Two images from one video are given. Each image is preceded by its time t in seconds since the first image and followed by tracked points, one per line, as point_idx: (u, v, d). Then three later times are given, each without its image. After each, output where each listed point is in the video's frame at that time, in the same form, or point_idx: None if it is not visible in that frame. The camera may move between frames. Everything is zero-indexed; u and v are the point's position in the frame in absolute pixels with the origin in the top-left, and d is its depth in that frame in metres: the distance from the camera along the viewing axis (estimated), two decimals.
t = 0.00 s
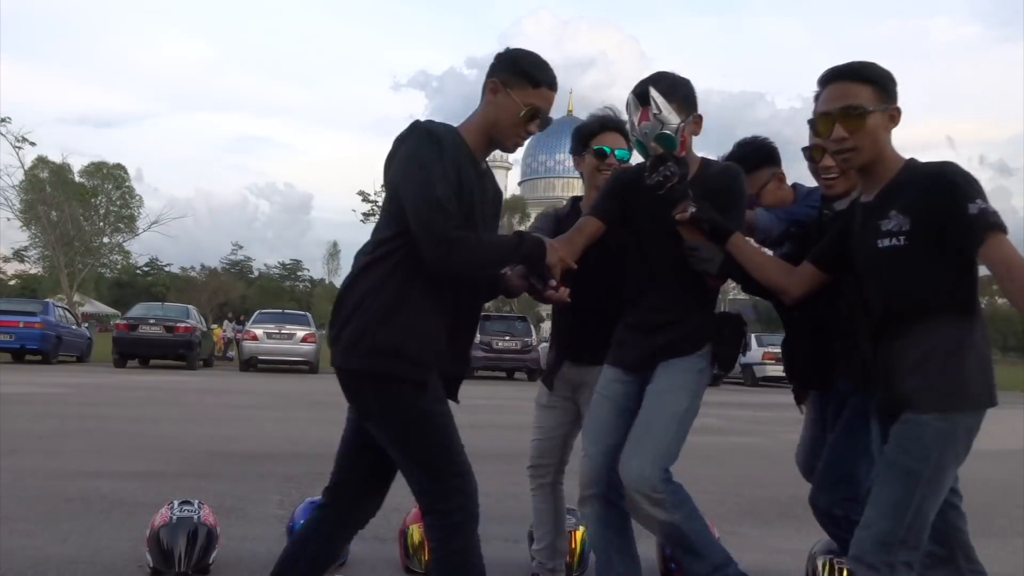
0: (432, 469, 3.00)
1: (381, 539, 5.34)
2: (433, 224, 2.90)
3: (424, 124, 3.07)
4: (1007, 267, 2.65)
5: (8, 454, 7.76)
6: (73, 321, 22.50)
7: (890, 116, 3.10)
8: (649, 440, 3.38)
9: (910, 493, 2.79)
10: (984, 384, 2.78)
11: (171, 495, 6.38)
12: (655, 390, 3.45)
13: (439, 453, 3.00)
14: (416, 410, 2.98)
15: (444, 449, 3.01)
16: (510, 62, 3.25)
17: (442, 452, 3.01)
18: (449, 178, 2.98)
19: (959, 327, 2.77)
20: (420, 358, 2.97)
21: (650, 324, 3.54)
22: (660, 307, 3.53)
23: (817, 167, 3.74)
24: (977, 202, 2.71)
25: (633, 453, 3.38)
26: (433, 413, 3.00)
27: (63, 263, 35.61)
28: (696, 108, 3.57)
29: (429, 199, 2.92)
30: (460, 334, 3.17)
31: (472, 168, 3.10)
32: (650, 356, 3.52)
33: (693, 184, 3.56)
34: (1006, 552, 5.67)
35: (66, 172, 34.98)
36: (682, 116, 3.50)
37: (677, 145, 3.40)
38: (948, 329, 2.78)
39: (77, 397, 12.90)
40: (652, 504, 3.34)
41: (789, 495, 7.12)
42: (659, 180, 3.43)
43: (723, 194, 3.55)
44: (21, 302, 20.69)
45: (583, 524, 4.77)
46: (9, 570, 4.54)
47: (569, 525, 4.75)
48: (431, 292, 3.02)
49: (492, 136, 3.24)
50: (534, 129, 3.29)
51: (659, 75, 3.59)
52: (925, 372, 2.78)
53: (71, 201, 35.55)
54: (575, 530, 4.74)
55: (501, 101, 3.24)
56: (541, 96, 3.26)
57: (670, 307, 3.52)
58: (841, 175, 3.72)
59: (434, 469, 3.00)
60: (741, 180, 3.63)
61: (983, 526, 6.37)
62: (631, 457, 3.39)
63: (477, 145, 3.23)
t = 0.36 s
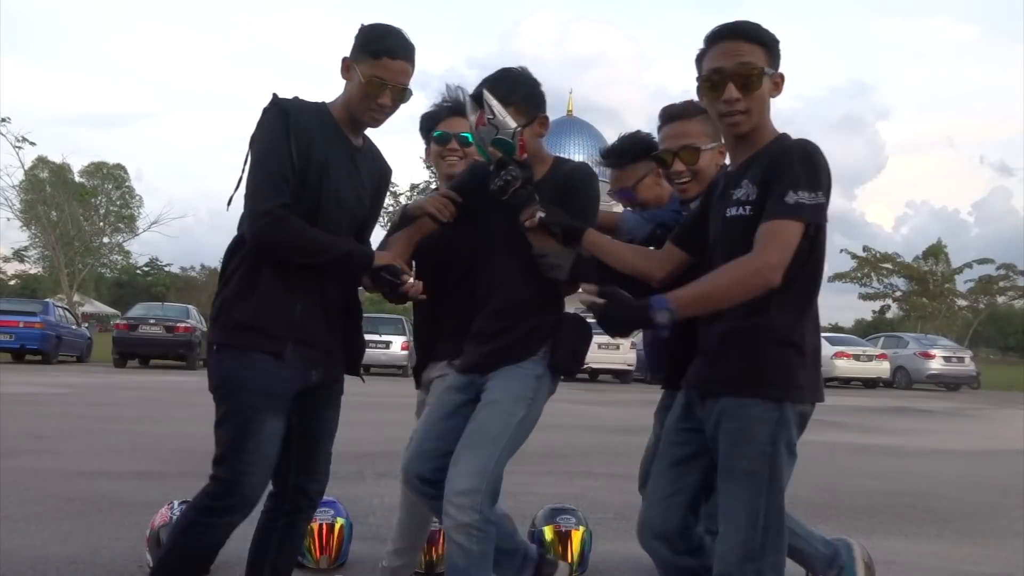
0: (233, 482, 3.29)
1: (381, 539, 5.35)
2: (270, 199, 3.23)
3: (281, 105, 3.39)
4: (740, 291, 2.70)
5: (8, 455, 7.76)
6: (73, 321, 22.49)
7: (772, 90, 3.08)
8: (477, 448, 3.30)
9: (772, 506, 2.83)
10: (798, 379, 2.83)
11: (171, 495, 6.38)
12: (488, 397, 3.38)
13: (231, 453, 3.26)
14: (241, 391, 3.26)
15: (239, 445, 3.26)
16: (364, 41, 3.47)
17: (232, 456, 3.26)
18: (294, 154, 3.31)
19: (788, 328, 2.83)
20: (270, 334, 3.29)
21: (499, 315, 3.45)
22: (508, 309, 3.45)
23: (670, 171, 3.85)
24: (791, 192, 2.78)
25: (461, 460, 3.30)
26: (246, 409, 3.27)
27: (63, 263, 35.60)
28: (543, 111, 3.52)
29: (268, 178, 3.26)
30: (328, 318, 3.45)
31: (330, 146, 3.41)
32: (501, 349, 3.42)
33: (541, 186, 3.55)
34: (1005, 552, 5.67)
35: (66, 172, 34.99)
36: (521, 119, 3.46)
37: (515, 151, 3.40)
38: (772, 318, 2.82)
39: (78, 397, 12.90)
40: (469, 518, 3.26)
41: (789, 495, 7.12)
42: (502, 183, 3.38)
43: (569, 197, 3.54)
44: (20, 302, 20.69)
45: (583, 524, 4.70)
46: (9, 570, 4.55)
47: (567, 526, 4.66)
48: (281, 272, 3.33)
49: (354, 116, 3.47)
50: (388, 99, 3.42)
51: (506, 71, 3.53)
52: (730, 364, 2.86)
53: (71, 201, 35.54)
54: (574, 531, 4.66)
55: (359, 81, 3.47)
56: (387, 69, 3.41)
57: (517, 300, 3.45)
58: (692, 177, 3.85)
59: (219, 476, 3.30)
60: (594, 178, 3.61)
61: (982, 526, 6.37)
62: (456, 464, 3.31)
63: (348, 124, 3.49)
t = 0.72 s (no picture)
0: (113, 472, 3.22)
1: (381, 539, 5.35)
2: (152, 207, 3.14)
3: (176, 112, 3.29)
4: (515, 232, 2.80)
5: (8, 455, 7.76)
6: (72, 320, 22.50)
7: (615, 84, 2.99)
8: (369, 433, 3.39)
9: (628, 505, 2.79)
10: (623, 379, 2.78)
11: (172, 495, 6.38)
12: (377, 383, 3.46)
13: (124, 452, 3.21)
14: (137, 393, 3.22)
15: (125, 444, 3.22)
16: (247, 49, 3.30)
17: (129, 458, 3.21)
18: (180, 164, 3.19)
19: (613, 327, 2.77)
20: (157, 342, 3.18)
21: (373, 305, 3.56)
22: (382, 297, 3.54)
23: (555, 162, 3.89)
24: (586, 185, 2.79)
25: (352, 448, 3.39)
26: (136, 411, 3.22)
27: (63, 263, 35.59)
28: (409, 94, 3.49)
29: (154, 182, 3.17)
30: (229, 324, 3.28)
31: (225, 150, 3.27)
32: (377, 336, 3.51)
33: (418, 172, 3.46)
34: (1005, 552, 5.67)
35: (67, 172, 34.99)
36: (388, 108, 3.40)
37: (384, 139, 3.14)
38: (577, 312, 2.78)
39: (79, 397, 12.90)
40: (372, 500, 3.35)
41: (788, 495, 7.12)
42: (373, 176, 3.12)
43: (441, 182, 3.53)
44: (20, 302, 20.69)
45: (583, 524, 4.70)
46: (9, 571, 4.54)
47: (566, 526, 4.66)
48: (174, 279, 3.21)
49: (246, 124, 3.30)
50: (275, 106, 3.24)
51: (362, 61, 3.46)
52: (563, 370, 2.80)
53: (71, 201, 35.54)
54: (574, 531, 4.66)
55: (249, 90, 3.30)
56: (270, 74, 3.24)
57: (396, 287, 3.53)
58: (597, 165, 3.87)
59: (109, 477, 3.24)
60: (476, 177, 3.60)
61: (982, 526, 6.37)
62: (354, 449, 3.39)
63: (244, 135, 3.33)
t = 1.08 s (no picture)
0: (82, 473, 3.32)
1: (381, 539, 5.34)
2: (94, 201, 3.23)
3: (118, 107, 3.38)
4: (337, 231, 2.81)
5: (8, 455, 7.75)
6: (72, 321, 22.48)
7: (446, 79, 2.86)
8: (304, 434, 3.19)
9: (328, 484, 2.65)
10: (406, 381, 2.62)
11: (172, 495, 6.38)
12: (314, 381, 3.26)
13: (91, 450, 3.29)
14: (94, 387, 3.30)
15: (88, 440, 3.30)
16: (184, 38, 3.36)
17: (94, 452, 3.29)
18: (121, 160, 3.27)
19: (403, 313, 2.66)
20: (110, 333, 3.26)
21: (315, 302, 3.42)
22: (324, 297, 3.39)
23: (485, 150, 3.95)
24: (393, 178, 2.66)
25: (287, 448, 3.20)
26: (97, 404, 3.30)
27: (63, 263, 35.57)
28: (348, 84, 3.52)
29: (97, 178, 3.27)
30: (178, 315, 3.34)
31: (168, 143, 3.36)
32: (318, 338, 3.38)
33: (357, 161, 3.55)
34: (1005, 552, 5.67)
35: (67, 172, 34.99)
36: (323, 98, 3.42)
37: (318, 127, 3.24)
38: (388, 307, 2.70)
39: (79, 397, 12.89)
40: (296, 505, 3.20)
41: (788, 495, 7.12)
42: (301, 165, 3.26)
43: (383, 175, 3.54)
44: (21, 302, 20.67)
45: (582, 524, 4.68)
46: (9, 571, 4.54)
47: (566, 525, 4.66)
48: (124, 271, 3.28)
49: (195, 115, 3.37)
50: (220, 94, 3.31)
51: (301, 49, 3.42)
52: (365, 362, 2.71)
53: (71, 202, 35.54)
54: (573, 531, 4.65)
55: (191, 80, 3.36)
56: (212, 60, 3.30)
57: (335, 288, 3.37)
58: (512, 157, 3.94)
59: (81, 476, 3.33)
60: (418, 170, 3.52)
61: (981, 526, 6.37)
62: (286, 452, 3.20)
63: (195, 127, 3.41)
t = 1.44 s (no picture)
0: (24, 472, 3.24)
1: (381, 539, 5.34)
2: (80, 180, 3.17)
3: (90, 91, 3.33)
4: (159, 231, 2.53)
5: (9, 455, 7.75)
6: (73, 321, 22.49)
7: (292, 63, 2.57)
8: (338, 434, 3.37)
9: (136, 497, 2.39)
10: (203, 389, 2.36)
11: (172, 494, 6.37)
12: (343, 380, 3.41)
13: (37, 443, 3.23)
14: (59, 377, 3.25)
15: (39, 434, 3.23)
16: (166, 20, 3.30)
17: (41, 452, 3.22)
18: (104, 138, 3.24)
19: (216, 323, 2.38)
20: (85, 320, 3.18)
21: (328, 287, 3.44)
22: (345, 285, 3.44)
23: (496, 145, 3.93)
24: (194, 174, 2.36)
25: (323, 448, 3.35)
26: (56, 397, 3.25)
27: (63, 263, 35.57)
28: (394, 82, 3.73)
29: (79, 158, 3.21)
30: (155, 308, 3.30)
31: (149, 127, 3.35)
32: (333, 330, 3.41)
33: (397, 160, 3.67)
34: (1004, 552, 5.68)
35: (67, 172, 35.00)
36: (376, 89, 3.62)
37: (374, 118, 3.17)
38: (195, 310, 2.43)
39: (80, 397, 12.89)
40: (333, 506, 3.35)
41: (787, 495, 7.13)
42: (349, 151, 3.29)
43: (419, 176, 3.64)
44: (21, 302, 20.68)
45: (582, 524, 4.69)
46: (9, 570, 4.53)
47: (566, 525, 4.67)
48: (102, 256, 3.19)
49: (185, 96, 3.36)
50: (216, 71, 3.32)
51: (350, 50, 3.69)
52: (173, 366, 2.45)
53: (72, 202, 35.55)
54: (573, 531, 4.66)
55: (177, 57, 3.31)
56: (204, 38, 3.28)
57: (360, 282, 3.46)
58: (517, 155, 3.91)
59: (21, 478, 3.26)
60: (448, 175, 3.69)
61: (981, 525, 6.38)
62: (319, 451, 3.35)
63: (167, 108, 3.40)
